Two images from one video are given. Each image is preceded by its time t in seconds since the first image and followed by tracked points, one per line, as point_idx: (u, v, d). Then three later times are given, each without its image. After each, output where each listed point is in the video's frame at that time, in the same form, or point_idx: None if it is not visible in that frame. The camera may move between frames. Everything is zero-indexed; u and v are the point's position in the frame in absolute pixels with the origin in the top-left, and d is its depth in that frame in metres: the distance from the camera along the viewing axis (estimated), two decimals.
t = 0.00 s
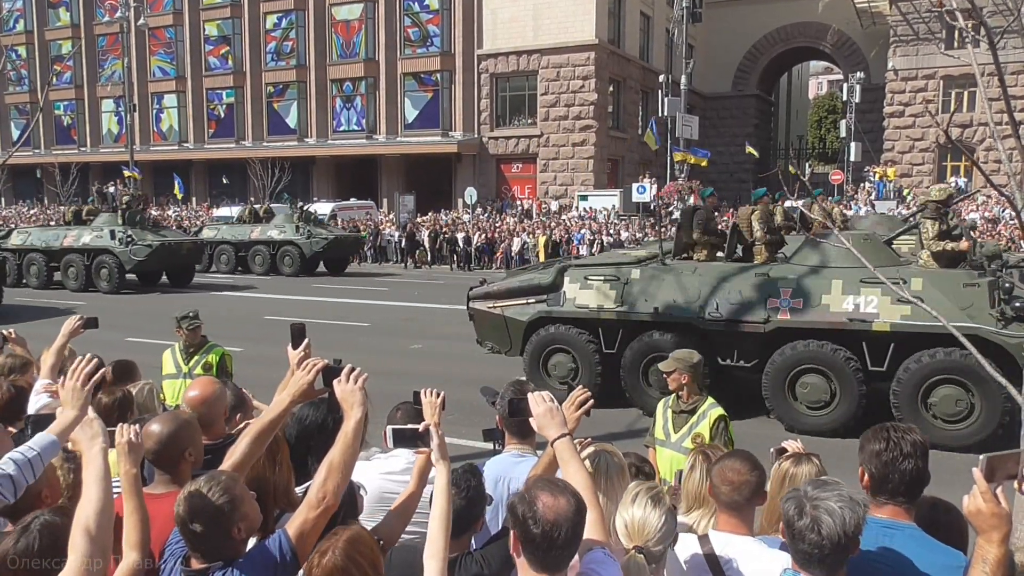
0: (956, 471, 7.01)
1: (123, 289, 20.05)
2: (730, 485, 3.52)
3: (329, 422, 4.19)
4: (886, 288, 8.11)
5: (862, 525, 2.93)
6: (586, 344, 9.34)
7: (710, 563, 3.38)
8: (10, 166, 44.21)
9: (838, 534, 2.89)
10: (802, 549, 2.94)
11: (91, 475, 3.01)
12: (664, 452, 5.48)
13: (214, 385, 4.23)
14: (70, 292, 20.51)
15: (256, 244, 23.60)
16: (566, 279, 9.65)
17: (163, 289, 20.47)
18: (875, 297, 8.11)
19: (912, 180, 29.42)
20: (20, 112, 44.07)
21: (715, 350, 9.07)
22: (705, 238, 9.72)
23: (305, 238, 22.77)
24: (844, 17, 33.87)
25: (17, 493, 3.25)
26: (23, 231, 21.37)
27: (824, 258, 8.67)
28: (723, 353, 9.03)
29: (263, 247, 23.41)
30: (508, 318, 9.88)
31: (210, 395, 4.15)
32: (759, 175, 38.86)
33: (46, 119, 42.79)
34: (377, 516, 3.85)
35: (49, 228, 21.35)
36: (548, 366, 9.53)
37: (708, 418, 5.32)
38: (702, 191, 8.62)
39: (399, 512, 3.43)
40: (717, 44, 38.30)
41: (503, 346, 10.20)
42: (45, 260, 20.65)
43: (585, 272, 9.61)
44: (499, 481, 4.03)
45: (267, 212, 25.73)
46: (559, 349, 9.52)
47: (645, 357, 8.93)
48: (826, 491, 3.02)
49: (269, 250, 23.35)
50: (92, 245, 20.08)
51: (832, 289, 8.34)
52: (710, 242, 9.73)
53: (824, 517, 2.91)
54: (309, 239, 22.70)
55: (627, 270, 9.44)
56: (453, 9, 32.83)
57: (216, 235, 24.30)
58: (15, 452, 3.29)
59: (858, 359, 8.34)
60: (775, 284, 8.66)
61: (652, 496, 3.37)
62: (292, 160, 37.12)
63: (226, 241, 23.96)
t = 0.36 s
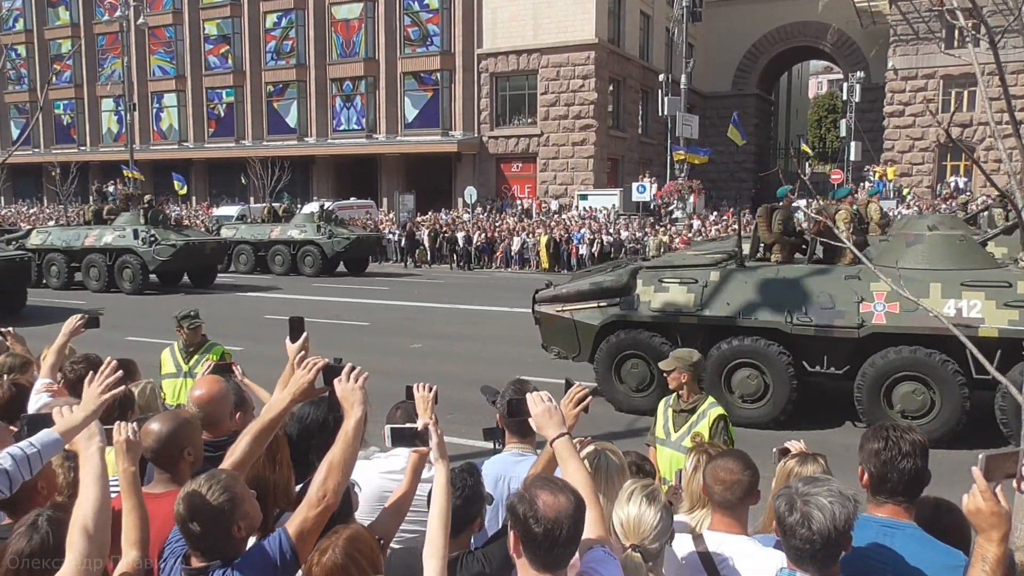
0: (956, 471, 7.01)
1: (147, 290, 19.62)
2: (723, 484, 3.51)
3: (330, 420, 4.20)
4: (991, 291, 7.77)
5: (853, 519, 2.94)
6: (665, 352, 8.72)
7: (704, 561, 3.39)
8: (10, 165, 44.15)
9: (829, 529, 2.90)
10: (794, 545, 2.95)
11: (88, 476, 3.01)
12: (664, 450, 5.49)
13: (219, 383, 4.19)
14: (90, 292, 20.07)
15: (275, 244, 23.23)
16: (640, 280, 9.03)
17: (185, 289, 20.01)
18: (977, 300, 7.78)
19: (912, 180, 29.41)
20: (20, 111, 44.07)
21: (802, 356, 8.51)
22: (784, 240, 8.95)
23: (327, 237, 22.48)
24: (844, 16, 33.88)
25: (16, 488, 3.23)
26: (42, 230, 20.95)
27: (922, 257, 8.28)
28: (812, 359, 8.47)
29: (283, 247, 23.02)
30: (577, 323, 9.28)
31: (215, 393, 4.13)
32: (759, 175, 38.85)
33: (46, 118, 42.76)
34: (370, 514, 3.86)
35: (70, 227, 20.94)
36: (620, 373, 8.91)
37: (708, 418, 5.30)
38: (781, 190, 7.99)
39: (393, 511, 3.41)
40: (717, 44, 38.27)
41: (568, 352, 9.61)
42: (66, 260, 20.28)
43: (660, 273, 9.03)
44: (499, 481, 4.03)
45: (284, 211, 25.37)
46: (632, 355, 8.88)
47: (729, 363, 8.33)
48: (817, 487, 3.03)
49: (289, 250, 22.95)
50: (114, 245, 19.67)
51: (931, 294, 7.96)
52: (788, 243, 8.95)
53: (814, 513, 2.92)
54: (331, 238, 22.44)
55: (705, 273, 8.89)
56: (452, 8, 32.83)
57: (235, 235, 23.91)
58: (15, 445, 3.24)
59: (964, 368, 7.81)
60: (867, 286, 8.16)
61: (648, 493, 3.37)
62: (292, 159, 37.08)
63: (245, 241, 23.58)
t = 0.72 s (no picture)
0: (956, 470, 7.00)
1: (172, 292, 19.18)
2: (714, 485, 3.50)
3: (332, 418, 4.20)
4: None
5: (846, 515, 2.93)
6: (750, 358, 8.23)
7: (702, 559, 3.39)
8: (9, 166, 44.13)
9: (824, 525, 2.90)
10: (788, 542, 2.95)
11: (84, 476, 3.01)
12: (665, 450, 5.48)
13: (224, 385, 4.17)
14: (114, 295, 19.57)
15: (296, 244, 22.85)
16: (722, 283, 8.57)
17: (209, 292, 19.54)
18: None
19: (912, 178, 29.40)
20: (20, 112, 44.05)
21: (898, 361, 8.18)
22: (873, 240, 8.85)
23: (349, 237, 22.20)
24: (844, 15, 33.86)
25: (18, 497, 3.25)
26: (62, 231, 20.46)
27: None
28: (909, 365, 8.14)
29: (303, 247, 22.69)
30: (651, 327, 8.82)
31: (218, 396, 4.10)
32: (759, 174, 38.84)
33: (46, 118, 42.77)
34: (363, 511, 3.85)
35: (92, 228, 20.47)
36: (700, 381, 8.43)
37: (708, 417, 5.28)
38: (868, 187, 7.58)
39: (388, 510, 3.39)
40: (717, 42, 38.22)
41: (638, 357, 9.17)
42: (89, 261, 19.76)
43: (742, 275, 8.55)
44: (499, 479, 4.02)
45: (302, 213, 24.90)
46: (713, 360, 8.41)
47: (819, 368, 7.89)
48: (810, 484, 3.04)
49: (311, 251, 22.63)
50: (139, 246, 19.30)
51: None
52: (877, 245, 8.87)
53: (807, 509, 2.93)
54: (354, 239, 22.15)
55: (792, 273, 8.38)
56: (452, 7, 32.81)
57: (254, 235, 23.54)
58: (18, 454, 3.26)
59: None
60: (970, 290, 7.68)
61: (643, 492, 3.37)
62: (292, 159, 37.03)
63: (264, 241, 23.25)
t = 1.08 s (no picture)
0: (953, 469, 7.01)
1: (198, 292, 18.88)
2: (711, 484, 3.50)
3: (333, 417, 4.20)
4: None
5: (833, 512, 2.94)
6: (844, 366, 7.87)
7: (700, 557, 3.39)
8: (9, 164, 44.13)
9: (816, 522, 2.90)
10: (780, 542, 2.95)
11: (82, 475, 3.01)
12: (670, 451, 5.49)
13: (231, 381, 4.15)
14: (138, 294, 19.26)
15: (316, 243, 22.67)
16: (810, 287, 8.18)
17: (235, 292, 19.24)
18: None
19: (911, 179, 29.44)
20: (20, 109, 44.04)
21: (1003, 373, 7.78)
22: (968, 241, 8.36)
23: (371, 237, 22.04)
24: (844, 15, 33.86)
25: (18, 491, 3.10)
26: (85, 229, 20.21)
27: None
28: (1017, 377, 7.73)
29: (324, 247, 22.51)
30: (736, 334, 8.44)
31: (224, 394, 4.08)
32: (759, 175, 38.87)
33: (46, 116, 42.77)
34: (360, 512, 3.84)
35: (114, 226, 20.21)
36: (787, 388, 8.07)
37: (713, 418, 5.28)
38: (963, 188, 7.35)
39: (385, 508, 3.40)
40: (718, 42, 38.21)
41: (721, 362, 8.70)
42: (113, 260, 19.51)
43: (831, 279, 8.14)
44: (499, 478, 4.03)
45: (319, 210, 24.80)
46: (802, 367, 8.06)
47: (919, 378, 7.53)
48: (800, 482, 3.05)
49: (331, 250, 22.45)
50: (165, 245, 18.94)
51: None
52: (972, 246, 8.38)
53: (795, 506, 2.94)
54: (376, 238, 21.98)
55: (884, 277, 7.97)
56: (452, 6, 32.79)
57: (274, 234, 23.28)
58: (20, 447, 3.12)
59: None
60: None
61: (640, 491, 3.38)
62: (291, 158, 37.01)
63: (285, 241, 22.99)
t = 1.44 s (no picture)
0: (953, 472, 7.00)
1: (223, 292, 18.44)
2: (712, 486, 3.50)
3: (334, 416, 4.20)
4: None
5: (820, 510, 2.93)
6: (949, 378, 7.34)
7: (699, 558, 3.37)
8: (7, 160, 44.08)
9: (802, 520, 2.89)
10: (769, 543, 2.94)
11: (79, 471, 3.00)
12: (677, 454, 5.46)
13: (234, 380, 4.13)
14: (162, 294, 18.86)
15: (337, 242, 22.51)
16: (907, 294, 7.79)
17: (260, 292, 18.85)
18: None
19: (911, 181, 29.45)
20: (19, 106, 43.97)
21: None
22: None
23: (393, 236, 21.84)
24: (845, 16, 33.86)
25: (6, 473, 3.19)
26: (108, 227, 19.91)
27: None
28: None
29: (345, 245, 22.36)
30: (827, 339, 7.88)
31: (227, 392, 4.06)
32: (758, 176, 38.89)
33: (45, 112, 42.74)
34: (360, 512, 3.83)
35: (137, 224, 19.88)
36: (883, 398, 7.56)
37: (720, 422, 5.26)
38: None
39: (385, 506, 3.40)
40: (718, 43, 38.21)
41: (808, 372, 8.05)
42: (136, 259, 19.17)
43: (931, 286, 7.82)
44: (499, 478, 4.01)
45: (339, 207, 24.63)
46: (900, 377, 7.53)
47: None
48: (788, 482, 3.04)
49: (352, 249, 22.28)
50: (190, 243, 18.60)
51: None
52: None
53: (782, 506, 2.93)
54: (397, 237, 21.83)
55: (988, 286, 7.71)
56: (452, 5, 32.77)
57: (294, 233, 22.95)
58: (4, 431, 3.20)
59: None
60: None
61: (642, 491, 3.39)
62: (291, 155, 37.00)
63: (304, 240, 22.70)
